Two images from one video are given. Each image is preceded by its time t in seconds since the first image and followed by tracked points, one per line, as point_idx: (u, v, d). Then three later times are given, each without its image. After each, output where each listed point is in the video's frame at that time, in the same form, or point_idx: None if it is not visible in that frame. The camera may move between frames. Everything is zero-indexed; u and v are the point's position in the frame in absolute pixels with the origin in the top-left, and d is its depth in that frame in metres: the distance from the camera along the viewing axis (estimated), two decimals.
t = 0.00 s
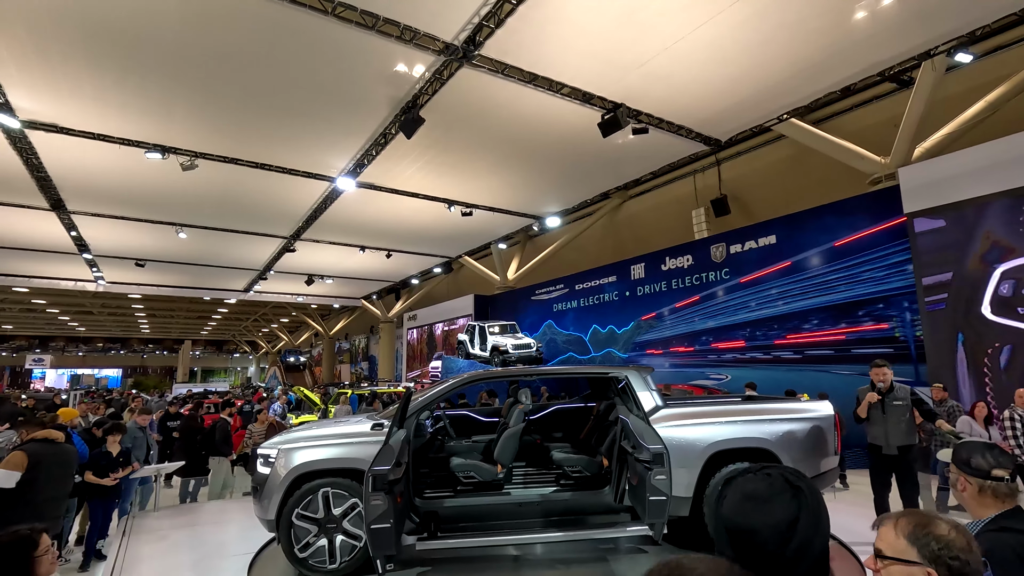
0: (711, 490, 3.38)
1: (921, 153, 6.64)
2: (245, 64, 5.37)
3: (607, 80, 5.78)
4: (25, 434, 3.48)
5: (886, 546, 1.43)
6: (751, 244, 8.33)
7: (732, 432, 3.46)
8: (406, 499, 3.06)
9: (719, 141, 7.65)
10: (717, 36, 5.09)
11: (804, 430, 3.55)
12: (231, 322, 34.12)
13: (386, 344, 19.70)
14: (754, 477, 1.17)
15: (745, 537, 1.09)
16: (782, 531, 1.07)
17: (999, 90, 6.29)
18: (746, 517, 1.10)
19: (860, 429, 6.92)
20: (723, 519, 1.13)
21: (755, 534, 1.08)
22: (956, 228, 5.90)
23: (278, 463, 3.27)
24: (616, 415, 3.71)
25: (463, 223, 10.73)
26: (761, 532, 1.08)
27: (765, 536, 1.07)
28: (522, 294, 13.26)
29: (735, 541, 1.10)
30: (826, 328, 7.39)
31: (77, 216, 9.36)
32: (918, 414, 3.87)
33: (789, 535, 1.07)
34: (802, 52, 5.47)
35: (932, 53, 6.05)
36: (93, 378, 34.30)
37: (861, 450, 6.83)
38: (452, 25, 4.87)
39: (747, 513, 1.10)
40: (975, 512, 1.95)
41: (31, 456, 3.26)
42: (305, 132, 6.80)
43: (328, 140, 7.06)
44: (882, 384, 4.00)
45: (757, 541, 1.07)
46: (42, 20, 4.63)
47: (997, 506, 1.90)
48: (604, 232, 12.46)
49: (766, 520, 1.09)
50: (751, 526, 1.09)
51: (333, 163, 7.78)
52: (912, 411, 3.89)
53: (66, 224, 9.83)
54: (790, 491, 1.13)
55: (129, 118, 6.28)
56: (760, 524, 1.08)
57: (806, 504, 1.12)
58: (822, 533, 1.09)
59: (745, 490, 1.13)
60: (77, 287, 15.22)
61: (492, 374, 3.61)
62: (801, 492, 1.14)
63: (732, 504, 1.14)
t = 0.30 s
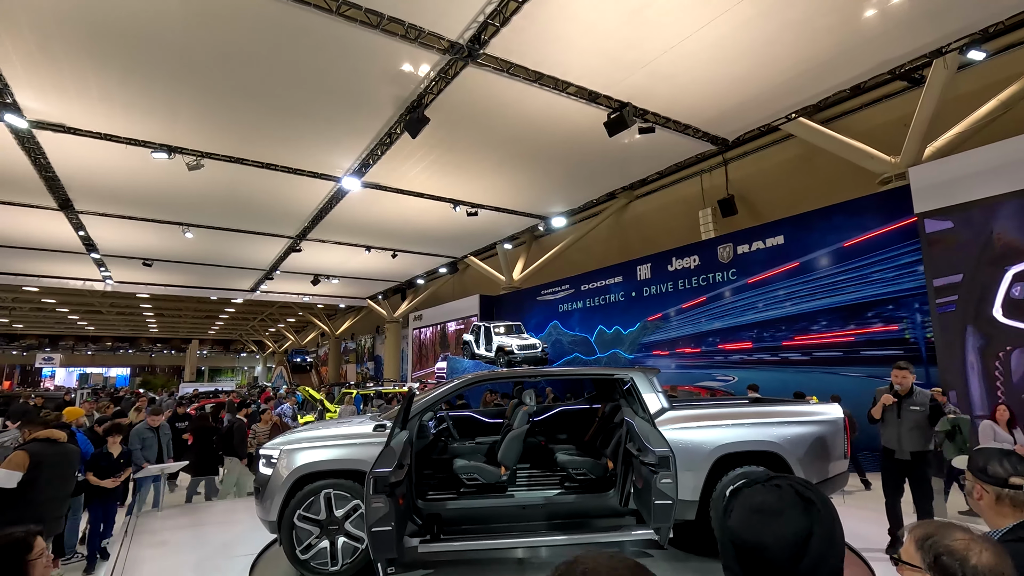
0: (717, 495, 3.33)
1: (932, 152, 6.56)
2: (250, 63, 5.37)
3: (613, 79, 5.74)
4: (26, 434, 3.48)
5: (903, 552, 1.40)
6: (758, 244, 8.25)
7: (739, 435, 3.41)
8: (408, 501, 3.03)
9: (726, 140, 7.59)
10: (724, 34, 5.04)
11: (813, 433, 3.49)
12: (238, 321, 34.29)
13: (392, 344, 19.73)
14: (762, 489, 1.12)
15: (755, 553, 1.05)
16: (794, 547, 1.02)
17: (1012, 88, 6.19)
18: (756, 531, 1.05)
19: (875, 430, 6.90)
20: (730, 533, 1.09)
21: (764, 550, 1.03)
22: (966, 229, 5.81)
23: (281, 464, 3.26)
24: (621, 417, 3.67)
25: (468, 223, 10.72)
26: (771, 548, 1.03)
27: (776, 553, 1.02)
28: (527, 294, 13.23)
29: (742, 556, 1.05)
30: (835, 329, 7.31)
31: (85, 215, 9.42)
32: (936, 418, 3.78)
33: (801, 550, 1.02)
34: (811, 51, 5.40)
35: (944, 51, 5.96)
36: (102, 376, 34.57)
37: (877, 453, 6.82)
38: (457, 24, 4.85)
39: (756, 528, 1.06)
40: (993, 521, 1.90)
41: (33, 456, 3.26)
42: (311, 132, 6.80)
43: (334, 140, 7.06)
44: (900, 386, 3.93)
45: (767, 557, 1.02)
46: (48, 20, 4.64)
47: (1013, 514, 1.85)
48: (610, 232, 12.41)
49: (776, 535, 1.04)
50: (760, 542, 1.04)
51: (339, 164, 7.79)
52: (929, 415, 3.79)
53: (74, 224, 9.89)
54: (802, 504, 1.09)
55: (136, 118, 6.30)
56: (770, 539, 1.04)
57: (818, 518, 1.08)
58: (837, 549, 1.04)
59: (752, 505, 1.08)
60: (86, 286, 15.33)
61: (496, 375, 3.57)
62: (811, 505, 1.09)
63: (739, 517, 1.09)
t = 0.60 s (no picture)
0: (726, 498, 3.27)
1: (943, 151, 6.45)
2: (254, 61, 5.34)
3: (619, 76, 5.67)
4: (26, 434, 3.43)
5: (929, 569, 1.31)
6: (766, 244, 8.16)
7: (748, 438, 3.34)
8: (410, 504, 2.98)
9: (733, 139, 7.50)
10: (733, 30, 4.95)
11: (823, 436, 3.42)
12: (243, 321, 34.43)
13: (396, 344, 19.72)
14: (786, 501, 1.06)
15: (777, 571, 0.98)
16: (820, 564, 0.96)
17: None
18: (777, 544, 0.99)
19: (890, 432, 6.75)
20: (749, 548, 1.03)
21: (787, 567, 0.96)
22: (981, 229, 5.69)
23: (282, 465, 3.22)
24: (627, 418, 3.60)
25: (473, 222, 10.67)
26: (794, 564, 0.96)
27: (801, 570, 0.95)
28: (532, 295, 13.17)
29: (762, 572, 0.99)
30: (844, 330, 7.21)
31: (91, 215, 9.45)
32: (953, 423, 3.69)
33: (829, 568, 0.96)
34: (821, 47, 5.31)
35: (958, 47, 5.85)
36: (109, 375, 34.78)
37: (889, 455, 6.67)
38: (462, 20, 4.79)
39: (777, 541, 1.00)
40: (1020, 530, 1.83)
41: (30, 456, 3.23)
42: (316, 130, 6.77)
43: (338, 139, 7.03)
44: (917, 390, 3.85)
45: (789, 573, 0.96)
46: (51, 18, 4.61)
47: None
48: (616, 232, 12.34)
49: (799, 550, 0.98)
50: (782, 558, 0.97)
51: (343, 162, 7.76)
52: (947, 420, 3.70)
53: (80, 223, 9.93)
54: (829, 518, 1.03)
55: (140, 116, 6.28)
56: (794, 555, 0.97)
57: (847, 533, 1.01)
58: (868, 568, 0.98)
59: (775, 517, 1.02)
60: (92, 285, 15.40)
61: (500, 375, 3.51)
62: (840, 521, 1.03)
63: (761, 531, 1.03)
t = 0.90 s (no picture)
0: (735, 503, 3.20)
1: (955, 151, 6.35)
2: (257, 59, 5.31)
3: (626, 74, 5.60)
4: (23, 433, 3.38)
5: None
6: (774, 246, 8.06)
7: (756, 443, 3.26)
8: (410, 507, 2.92)
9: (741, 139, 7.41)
10: (742, 26, 4.87)
11: (834, 441, 3.33)
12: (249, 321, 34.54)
13: (401, 344, 19.69)
14: (813, 519, 1.00)
15: None
16: None
17: None
18: (805, 565, 0.93)
19: (905, 438, 6.59)
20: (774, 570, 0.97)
21: None
22: (994, 230, 5.57)
23: (280, 466, 3.16)
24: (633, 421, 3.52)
25: (478, 223, 10.62)
26: None
27: None
28: (537, 296, 13.11)
29: None
30: (853, 333, 7.10)
31: (96, 214, 9.46)
32: (968, 428, 3.55)
33: None
34: (831, 44, 5.22)
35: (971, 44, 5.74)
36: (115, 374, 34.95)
37: (904, 462, 6.52)
38: (466, 17, 4.74)
39: (802, 563, 0.93)
40: None
41: (26, 456, 3.20)
42: (320, 129, 6.73)
43: (342, 138, 7.00)
44: (933, 393, 3.74)
45: None
46: (54, 15, 4.59)
47: None
48: (621, 233, 12.26)
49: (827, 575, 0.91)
50: None
51: (348, 162, 7.73)
52: (962, 425, 3.57)
53: (85, 222, 9.96)
54: (862, 538, 0.96)
55: (143, 115, 6.27)
56: None
57: (885, 557, 0.93)
58: None
59: (802, 538, 0.96)
60: (98, 285, 15.45)
61: (503, 376, 3.45)
62: (875, 541, 0.96)
63: (786, 551, 0.96)
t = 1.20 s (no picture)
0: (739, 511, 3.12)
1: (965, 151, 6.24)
2: (257, 58, 5.27)
3: (629, 73, 5.53)
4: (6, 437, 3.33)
5: None
6: (780, 247, 7.96)
7: (761, 449, 3.17)
8: (405, 514, 2.85)
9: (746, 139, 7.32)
10: (746, 24, 4.79)
11: (841, 448, 3.24)
12: (254, 322, 34.59)
13: (404, 346, 19.63)
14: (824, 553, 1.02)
15: None
16: None
17: None
18: None
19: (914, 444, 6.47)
20: None
21: None
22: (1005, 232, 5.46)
23: (272, 471, 3.11)
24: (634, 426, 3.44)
25: (481, 224, 10.55)
26: None
27: None
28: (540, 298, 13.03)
29: None
30: (860, 336, 6.99)
31: (99, 214, 9.45)
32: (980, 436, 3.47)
33: None
34: (838, 43, 5.13)
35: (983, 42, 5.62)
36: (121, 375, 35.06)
37: (914, 468, 6.39)
38: (467, 15, 4.68)
39: None
40: None
41: (11, 459, 3.17)
42: (321, 129, 6.69)
43: (344, 138, 6.96)
44: (944, 400, 3.65)
45: None
46: (53, 14, 4.56)
47: None
48: (625, 235, 12.18)
49: None
50: None
51: (349, 162, 7.69)
52: (974, 433, 3.49)
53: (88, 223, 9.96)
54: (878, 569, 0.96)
55: (144, 114, 6.24)
56: None
57: None
58: None
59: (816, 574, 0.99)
60: (103, 285, 15.48)
61: (501, 379, 3.38)
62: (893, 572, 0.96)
63: None
